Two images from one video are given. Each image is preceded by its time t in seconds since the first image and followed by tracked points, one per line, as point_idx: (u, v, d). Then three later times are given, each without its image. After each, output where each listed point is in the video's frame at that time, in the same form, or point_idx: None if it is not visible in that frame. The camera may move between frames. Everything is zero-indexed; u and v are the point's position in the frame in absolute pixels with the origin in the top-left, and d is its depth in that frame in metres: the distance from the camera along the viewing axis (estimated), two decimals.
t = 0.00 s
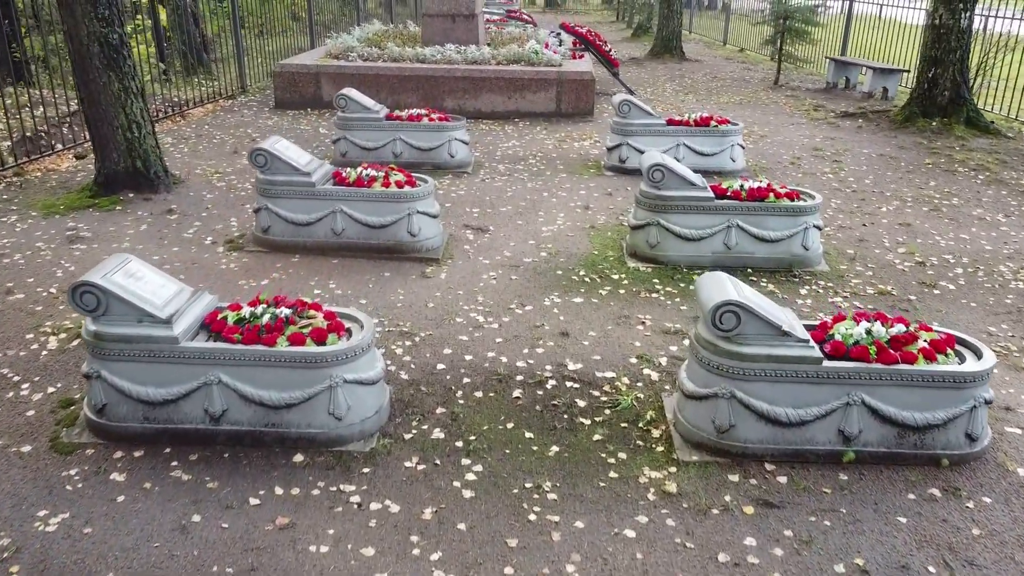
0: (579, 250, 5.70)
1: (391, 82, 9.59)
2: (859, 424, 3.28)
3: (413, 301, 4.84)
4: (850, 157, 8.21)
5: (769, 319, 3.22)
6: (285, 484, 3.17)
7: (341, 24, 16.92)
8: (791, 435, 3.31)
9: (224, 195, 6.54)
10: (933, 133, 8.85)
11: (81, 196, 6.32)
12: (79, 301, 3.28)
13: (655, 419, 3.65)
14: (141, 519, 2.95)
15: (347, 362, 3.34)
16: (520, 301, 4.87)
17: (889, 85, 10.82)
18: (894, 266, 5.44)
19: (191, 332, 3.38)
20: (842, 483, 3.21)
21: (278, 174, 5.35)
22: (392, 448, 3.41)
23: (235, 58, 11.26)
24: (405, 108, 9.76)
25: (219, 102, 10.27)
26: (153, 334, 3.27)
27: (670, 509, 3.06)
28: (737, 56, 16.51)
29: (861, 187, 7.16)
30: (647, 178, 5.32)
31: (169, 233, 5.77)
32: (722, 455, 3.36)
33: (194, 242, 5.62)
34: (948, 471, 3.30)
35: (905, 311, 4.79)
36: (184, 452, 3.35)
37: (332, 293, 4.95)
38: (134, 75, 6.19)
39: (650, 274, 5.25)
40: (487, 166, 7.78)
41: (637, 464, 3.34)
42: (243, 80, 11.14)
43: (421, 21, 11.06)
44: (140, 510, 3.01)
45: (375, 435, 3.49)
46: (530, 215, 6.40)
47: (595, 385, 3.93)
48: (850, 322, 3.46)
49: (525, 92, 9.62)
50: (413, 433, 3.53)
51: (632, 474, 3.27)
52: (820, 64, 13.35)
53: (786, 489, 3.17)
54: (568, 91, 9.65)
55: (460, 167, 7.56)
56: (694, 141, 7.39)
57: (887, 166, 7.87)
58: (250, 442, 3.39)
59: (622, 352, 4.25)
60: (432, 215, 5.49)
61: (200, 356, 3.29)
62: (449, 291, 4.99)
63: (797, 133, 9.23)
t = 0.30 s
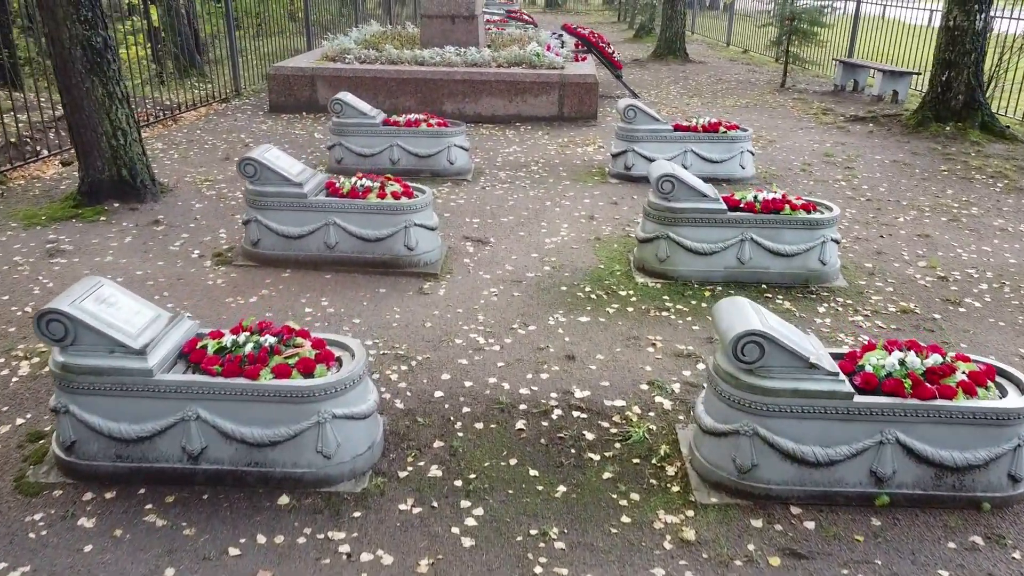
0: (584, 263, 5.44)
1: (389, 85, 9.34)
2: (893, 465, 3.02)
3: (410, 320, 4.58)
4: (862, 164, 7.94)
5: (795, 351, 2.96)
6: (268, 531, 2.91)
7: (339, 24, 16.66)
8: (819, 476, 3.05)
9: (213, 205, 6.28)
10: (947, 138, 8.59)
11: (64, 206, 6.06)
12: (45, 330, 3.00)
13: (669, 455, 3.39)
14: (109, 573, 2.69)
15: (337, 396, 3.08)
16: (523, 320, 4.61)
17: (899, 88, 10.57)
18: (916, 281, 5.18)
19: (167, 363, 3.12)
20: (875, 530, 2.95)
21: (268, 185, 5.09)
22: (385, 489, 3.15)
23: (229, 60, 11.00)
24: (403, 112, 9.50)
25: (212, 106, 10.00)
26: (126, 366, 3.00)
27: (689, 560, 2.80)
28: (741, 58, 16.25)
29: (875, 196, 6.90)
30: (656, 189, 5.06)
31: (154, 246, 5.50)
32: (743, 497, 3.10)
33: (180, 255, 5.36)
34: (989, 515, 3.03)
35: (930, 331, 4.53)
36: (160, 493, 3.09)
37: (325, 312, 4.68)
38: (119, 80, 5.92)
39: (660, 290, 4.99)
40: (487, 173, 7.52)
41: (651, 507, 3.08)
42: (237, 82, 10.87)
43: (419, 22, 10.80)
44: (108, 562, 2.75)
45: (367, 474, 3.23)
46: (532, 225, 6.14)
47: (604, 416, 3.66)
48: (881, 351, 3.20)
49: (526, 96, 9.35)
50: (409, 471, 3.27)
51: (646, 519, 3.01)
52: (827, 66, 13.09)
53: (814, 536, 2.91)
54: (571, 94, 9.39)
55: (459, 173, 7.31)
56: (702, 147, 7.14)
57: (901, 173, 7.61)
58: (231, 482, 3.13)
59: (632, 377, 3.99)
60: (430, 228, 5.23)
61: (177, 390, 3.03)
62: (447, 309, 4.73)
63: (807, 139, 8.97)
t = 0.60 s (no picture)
0: (590, 278, 5.17)
1: (387, 88, 9.07)
2: (934, 511, 2.75)
3: (407, 340, 4.32)
4: (876, 170, 7.68)
5: (827, 387, 2.70)
6: None
7: (337, 25, 16.40)
8: (852, 523, 2.78)
9: (202, 215, 6.01)
10: (962, 143, 8.33)
11: (45, 216, 5.79)
12: (5, 362, 2.71)
13: (687, 495, 3.13)
14: None
15: (325, 435, 2.81)
16: (527, 341, 4.35)
17: (910, 91, 10.32)
18: (940, 298, 4.92)
19: (140, 398, 2.86)
20: None
21: (258, 195, 4.83)
22: (378, 535, 2.89)
23: (223, 61, 10.74)
24: (401, 115, 9.24)
25: (205, 109, 9.74)
26: (94, 404, 2.74)
27: None
28: (746, 59, 16.00)
29: (892, 204, 6.63)
30: (666, 201, 4.79)
31: (139, 259, 5.24)
32: (769, 545, 2.84)
33: (166, 270, 5.10)
34: None
35: (959, 352, 4.27)
36: (132, 541, 2.83)
37: (316, 331, 4.42)
38: (104, 84, 5.66)
39: (671, 308, 4.73)
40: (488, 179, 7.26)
41: (668, 557, 2.82)
42: (231, 84, 10.62)
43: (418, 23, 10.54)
44: None
45: (358, 518, 2.97)
46: (535, 236, 5.88)
47: (615, 450, 3.40)
48: (919, 386, 2.94)
49: (528, 99, 9.09)
50: (405, 513, 3.01)
51: (664, 571, 2.75)
52: (834, 67, 12.84)
53: None
54: (574, 97, 9.13)
55: (459, 180, 7.03)
56: (711, 153, 6.88)
57: (917, 180, 7.35)
58: (211, 528, 2.86)
59: (644, 405, 3.73)
60: (428, 241, 4.97)
61: (150, 429, 2.76)
62: (446, 328, 4.47)
63: (817, 143, 8.71)
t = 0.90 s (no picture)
0: (597, 299, 4.88)
1: (384, 94, 8.78)
2: None
3: (402, 370, 4.03)
4: (893, 179, 7.39)
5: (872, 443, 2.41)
6: None
7: (334, 27, 16.11)
8: None
9: (189, 230, 5.72)
10: (981, 151, 8.04)
11: (23, 231, 5.50)
12: None
13: (710, 555, 2.83)
14: None
15: (308, 495, 2.51)
16: (532, 370, 4.05)
17: (923, 95, 10.03)
18: (971, 321, 4.62)
19: (103, 452, 2.56)
20: None
21: (245, 212, 4.54)
22: None
23: (216, 66, 10.45)
24: (399, 121, 8.94)
25: (197, 115, 9.45)
26: (49, 461, 2.44)
27: None
28: (751, 61, 15.71)
29: (912, 217, 6.34)
30: (679, 218, 4.50)
31: (119, 279, 4.95)
32: None
33: (147, 291, 4.80)
34: None
35: (996, 383, 3.97)
36: None
37: (305, 358, 4.12)
38: (84, 93, 5.37)
39: (684, 333, 4.43)
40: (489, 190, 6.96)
41: None
42: (224, 88, 10.33)
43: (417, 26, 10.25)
44: None
45: None
46: (539, 252, 5.59)
47: (629, 499, 3.11)
48: (969, 435, 2.64)
49: (531, 104, 8.79)
50: None
51: None
52: (843, 70, 12.55)
53: None
54: (577, 103, 8.83)
55: (459, 191, 6.75)
56: (722, 163, 6.59)
57: (936, 190, 7.06)
58: None
59: (659, 446, 3.43)
60: (425, 260, 4.67)
61: (113, 489, 2.47)
62: (445, 356, 4.17)
63: (829, 151, 8.42)
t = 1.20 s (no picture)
0: (606, 321, 4.61)
1: (381, 99, 8.51)
2: None
3: (398, 402, 3.75)
4: (909, 188, 7.11)
5: (923, 508, 2.13)
6: None
7: (332, 29, 15.84)
8: None
9: (175, 244, 5.44)
10: (999, 158, 7.77)
11: None
12: None
13: None
14: None
15: (289, 561, 2.24)
16: (537, 402, 3.78)
17: (936, 100, 9.77)
18: (1003, 346, 4.35)
19: (61, 512, 2.29)
20: None
21: (231, 230, 4.27)
22: None
23: (209, 69, 10.18)
24: (397, 127, 8.67)
25: (189, 120, 9.18)
26: None
27: None
28: (756, 63, 15.44)
29: (932, 229, 6.06)
30: (693, 236, 4.24)
31: (98, 298, 4.67)
32: None
33: (128, 313, 4.53)
34: None
35: None
36: None
37: (294, 388, 3.85)
38: (63, 101, 5.09)
39: (699, 360, 4.16)
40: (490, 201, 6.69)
41: None
42: (218, 93, 10.06)
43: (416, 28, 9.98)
44: None
45: None
46: (543, 268, 5.32)
47: (645, 553, 2.83)
48: None
49: (533, 109, 8.52)
50: None
51: None
52: (851, 73, 12.28)
53: None
54: (581, 108, 8.56)
55: (459, 202, 6.48)
56: (733, 173, 6.32)
57: (956, 200, 6.78)
58: None
59: (676, 490, 3.16)
60: (423, 280, 4.40)
61: (69, 557, 2.20)
62: (444, 384, 3.90)
63: (841, 158, 8.15)
